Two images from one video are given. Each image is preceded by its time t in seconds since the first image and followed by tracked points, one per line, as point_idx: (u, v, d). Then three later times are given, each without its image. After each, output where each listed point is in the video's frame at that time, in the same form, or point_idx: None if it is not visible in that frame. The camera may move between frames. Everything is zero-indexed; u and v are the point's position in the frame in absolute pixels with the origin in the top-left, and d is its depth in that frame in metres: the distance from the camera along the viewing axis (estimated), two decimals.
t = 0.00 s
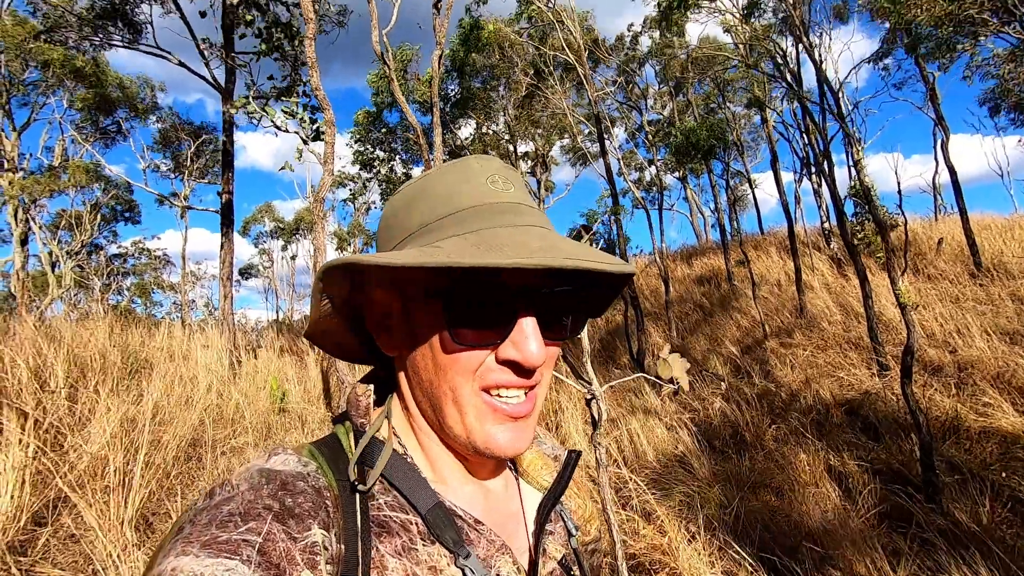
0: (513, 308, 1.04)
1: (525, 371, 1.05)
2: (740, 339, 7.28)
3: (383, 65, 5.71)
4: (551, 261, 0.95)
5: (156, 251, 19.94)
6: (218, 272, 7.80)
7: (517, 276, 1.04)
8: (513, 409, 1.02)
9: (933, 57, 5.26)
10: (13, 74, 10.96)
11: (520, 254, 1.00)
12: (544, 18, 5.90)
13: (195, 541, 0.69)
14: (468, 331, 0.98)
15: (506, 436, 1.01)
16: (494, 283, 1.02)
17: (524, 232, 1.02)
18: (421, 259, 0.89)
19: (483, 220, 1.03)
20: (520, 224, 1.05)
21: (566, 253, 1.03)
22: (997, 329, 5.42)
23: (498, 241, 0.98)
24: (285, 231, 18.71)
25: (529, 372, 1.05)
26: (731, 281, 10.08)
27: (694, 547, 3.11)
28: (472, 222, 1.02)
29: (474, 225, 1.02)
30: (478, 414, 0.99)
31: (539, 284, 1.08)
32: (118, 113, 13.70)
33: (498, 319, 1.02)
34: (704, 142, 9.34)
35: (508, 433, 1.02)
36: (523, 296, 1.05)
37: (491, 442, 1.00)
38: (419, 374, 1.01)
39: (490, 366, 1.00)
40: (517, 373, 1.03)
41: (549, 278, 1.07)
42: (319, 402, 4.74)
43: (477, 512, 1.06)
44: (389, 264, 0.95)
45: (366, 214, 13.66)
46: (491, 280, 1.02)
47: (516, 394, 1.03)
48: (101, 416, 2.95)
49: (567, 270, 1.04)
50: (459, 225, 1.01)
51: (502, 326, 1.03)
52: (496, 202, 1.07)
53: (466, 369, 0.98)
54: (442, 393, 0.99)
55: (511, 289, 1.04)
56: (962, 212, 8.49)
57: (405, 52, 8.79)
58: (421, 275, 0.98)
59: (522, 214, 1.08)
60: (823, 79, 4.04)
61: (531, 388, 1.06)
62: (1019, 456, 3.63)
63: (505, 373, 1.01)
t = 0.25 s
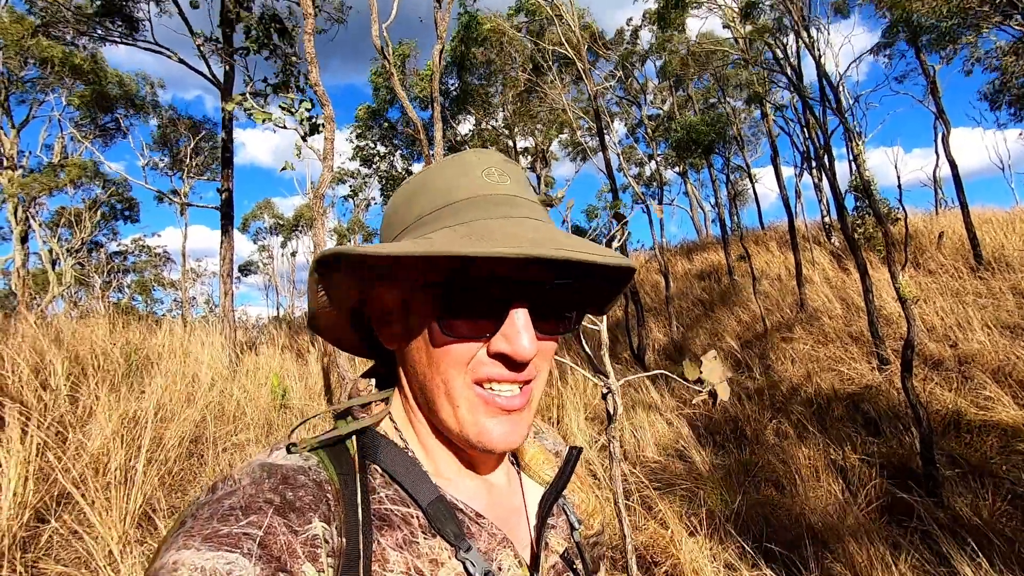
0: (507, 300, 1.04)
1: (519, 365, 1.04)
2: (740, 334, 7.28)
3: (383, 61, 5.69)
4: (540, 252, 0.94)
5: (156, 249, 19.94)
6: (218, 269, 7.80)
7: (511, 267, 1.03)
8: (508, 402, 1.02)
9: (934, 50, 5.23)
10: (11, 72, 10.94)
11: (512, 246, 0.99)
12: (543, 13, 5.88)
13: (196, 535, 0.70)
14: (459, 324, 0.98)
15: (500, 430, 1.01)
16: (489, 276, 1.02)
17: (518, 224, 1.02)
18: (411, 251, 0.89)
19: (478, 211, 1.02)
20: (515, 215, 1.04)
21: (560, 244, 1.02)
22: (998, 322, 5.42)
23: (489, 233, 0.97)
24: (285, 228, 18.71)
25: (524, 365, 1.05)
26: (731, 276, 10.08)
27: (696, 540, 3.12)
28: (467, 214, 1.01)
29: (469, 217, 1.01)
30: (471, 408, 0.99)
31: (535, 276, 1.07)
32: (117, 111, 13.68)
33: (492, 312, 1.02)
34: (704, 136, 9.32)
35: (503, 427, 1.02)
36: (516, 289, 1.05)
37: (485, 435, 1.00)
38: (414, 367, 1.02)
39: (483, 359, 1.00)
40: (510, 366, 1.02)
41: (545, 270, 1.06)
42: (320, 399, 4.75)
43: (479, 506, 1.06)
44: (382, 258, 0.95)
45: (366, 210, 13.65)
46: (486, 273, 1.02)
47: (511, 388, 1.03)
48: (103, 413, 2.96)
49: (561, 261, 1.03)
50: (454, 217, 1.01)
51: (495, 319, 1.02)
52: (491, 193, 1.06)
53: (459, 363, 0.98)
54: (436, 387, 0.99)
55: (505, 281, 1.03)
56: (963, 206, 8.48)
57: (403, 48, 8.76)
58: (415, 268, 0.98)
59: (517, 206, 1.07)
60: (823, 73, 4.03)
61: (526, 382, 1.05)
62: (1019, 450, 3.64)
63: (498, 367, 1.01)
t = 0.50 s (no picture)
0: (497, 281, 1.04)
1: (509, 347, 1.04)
2: (738, 327, 7.30)
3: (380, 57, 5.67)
4: (523, 229, 0.94)
5: (153, 247, 19.90)
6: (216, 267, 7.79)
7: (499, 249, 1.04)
8: (498, 384, 1.02)
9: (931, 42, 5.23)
10: (5, 71, 10.88)
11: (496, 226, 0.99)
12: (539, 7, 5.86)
13: (196, 524, 0.70)
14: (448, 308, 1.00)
15: (491, 412, 1.02)
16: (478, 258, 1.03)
17: (503, 203, 1.02)
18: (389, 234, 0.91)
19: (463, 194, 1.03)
20: (501, 196, 1.05)
21: (546, 220, 1.02)
22: (995, 313, 5.44)
23: (472, 213, 0.98)
24: (282, 226, 18.68)
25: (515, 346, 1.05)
26: (729, 270, 10.10)
27: (696, 531, 3.13)
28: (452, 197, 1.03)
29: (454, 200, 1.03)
30: (462, 392, 1.00)
31: (525, 257, 1.08)
32: (112, 109, 13.62)
33: (481, 293, 1.03)
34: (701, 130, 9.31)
35: (495, 409, 1.03)
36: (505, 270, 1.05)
37: (477, 419, 1.00)
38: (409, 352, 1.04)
39: (472, 343, 1.01)
40: (499, 349, 1.02)
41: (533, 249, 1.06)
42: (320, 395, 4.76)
43: (479, 493, 1.06)
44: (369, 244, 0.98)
45: (363, 207, 13.63)
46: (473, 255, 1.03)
47: (502, 370, 1.03)
48: (102, 411, 2.96)
49: (548, 238, 1.03)
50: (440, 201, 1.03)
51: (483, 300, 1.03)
52: (478, 175, 1.07)
53: (448, 346, 1.00)
54: (428, 371, 1.01)
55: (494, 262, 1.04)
56: (960, 198, 8.49)
57: (400, 44, 8.73)
58: (403, 253, 1.01)
59: (504, 187, 1.07)
60: (820, 65, 4.02)
61: (518, 364, 1.06)
62: (1016, 440, 3.66)
63: (487, 350, 1.02)
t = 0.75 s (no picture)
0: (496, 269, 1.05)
1: (508, 337, 1.04)
2: (736, 326, 7.32)
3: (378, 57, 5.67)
4: (514, 213, 0.94)
5: (150, 249, 19.86)
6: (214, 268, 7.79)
7: (498, 237, 1.05)
8: (498, 374, 1.02)
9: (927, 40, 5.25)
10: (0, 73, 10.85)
11: (491, 214, 1.00)
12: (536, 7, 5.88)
13: (210, 517, 0.70)
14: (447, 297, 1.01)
15: (492, 403, 1.02)
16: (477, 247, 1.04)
17: (499, 190, 1.03)
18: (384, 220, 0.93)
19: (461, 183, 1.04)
20: (499, 184, 1.05)
21: (541, 206, 1.02)
22: (992, 310, 5.47)
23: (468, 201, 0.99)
24: (280, 227, 18.66)
25: (515, 335, 1.05)
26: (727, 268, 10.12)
27: (697, 528, 3.14)
28: (451, 186, 1.04)
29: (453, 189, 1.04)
30: (462, 383, 1.00)
31: (524, 246, 1.08)
32: (108, 110, 13.59)
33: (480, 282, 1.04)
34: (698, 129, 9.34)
35: (496, 399, 1.03)
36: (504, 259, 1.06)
37: (478, 410, 1.01)
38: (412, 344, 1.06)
39: (471, 333, 1.01)
40: (498, 339, 1.02)
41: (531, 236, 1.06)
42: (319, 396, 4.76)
43: (487, 486, 1.06)
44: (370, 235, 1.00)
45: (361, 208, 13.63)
46: (472, 245, 1.04)
47: (502, 360, 1.04)
48: (102, 412, 2.96)
49: (545, 223, 1.03)
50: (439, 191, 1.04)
51: (482, 290, 1.04)
52: (478, 164, 1.08)
53: (447, 336, 1.01)
54: (430, 361, 1.02)
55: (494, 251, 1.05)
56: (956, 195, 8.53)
57: (398, 43, 8.73)
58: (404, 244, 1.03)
59: (504, 176, 1.07)
60: (816, 64, 4.04)
61: (518, 354, 1.06)
62: (1013, 435, 3.68)
63: (486, 340, 1.02)
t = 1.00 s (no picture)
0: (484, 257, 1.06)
1: (497, 325, 1.05)
2: (732, 326, 7.36)
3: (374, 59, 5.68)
4: (491, 195, 0.94)
5: (144, 253, 19.79)
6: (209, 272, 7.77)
7: (486, 224, 1.06)
8: (486, 362, 1.02)
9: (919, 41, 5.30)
10: None
11: (476, 200, 1.01)
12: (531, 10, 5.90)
13: (211, 509, 0.70)
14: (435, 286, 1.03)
15: (481, 391, 1.02)
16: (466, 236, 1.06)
17: (485, 177, 1.04)
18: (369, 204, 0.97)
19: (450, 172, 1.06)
20: (486, 171, 1.07)
21: (524, 190, 1.02)
22: (984, 308, 5.51)
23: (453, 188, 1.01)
24: (275, 230, 18.61)
25: (503, 324, 1.05)
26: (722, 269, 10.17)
27: (694, 526, 3.15)
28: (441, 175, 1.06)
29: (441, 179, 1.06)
30: (450, 370, 1.01)
31: (511, 233, 1.09)
32: (101, 114, 13.53)
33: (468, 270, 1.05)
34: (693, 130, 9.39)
35: (486, 388, 1.03)
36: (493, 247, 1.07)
37: (466, 399, 1.01)
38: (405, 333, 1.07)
39: (459, 321, 1.02)
40: (485, 327, 1.03)
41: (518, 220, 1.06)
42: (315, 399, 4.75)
43: (486, 480, 1.07)
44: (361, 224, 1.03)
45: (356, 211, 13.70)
46: (460, 233, 1.05)
47: (491, 349, 1.03)
48: (97, 416, 2.95)
49: (531, 208, 1.03)
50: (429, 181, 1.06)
51: (470, 278, 1.05)
52: (468, 154, 1.10)
53: (435, 324, 1.02)
54: (420, 349, 1.04)
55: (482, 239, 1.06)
56: (947, 195, 8.59)
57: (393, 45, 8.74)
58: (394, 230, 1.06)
59: (493, 164, 1.09)
60: (809, 65, 4.08)
61: (508, 343, 1.06)
62: (1006, 432, 3.70)
63: (473, 328, 1.02)
